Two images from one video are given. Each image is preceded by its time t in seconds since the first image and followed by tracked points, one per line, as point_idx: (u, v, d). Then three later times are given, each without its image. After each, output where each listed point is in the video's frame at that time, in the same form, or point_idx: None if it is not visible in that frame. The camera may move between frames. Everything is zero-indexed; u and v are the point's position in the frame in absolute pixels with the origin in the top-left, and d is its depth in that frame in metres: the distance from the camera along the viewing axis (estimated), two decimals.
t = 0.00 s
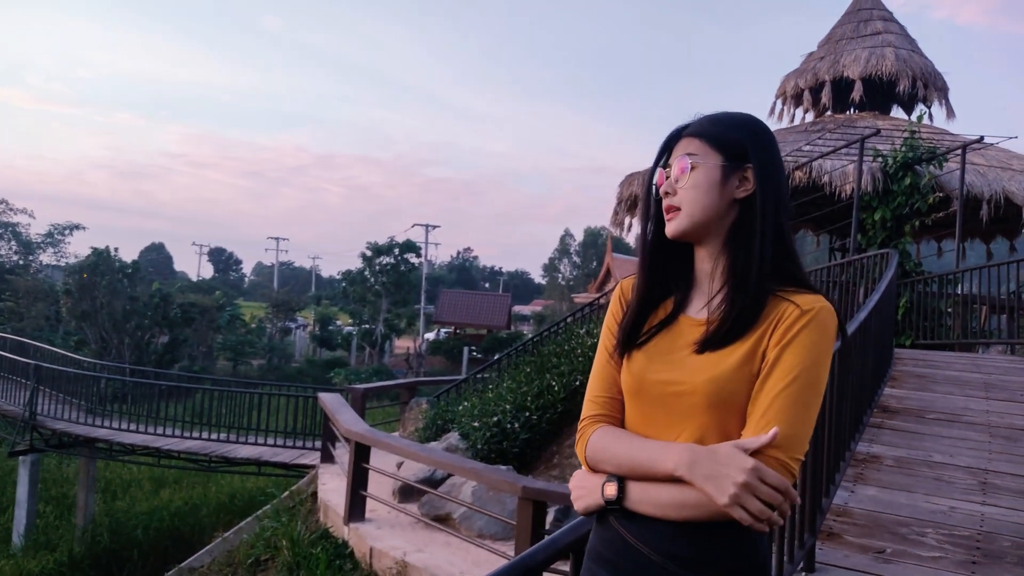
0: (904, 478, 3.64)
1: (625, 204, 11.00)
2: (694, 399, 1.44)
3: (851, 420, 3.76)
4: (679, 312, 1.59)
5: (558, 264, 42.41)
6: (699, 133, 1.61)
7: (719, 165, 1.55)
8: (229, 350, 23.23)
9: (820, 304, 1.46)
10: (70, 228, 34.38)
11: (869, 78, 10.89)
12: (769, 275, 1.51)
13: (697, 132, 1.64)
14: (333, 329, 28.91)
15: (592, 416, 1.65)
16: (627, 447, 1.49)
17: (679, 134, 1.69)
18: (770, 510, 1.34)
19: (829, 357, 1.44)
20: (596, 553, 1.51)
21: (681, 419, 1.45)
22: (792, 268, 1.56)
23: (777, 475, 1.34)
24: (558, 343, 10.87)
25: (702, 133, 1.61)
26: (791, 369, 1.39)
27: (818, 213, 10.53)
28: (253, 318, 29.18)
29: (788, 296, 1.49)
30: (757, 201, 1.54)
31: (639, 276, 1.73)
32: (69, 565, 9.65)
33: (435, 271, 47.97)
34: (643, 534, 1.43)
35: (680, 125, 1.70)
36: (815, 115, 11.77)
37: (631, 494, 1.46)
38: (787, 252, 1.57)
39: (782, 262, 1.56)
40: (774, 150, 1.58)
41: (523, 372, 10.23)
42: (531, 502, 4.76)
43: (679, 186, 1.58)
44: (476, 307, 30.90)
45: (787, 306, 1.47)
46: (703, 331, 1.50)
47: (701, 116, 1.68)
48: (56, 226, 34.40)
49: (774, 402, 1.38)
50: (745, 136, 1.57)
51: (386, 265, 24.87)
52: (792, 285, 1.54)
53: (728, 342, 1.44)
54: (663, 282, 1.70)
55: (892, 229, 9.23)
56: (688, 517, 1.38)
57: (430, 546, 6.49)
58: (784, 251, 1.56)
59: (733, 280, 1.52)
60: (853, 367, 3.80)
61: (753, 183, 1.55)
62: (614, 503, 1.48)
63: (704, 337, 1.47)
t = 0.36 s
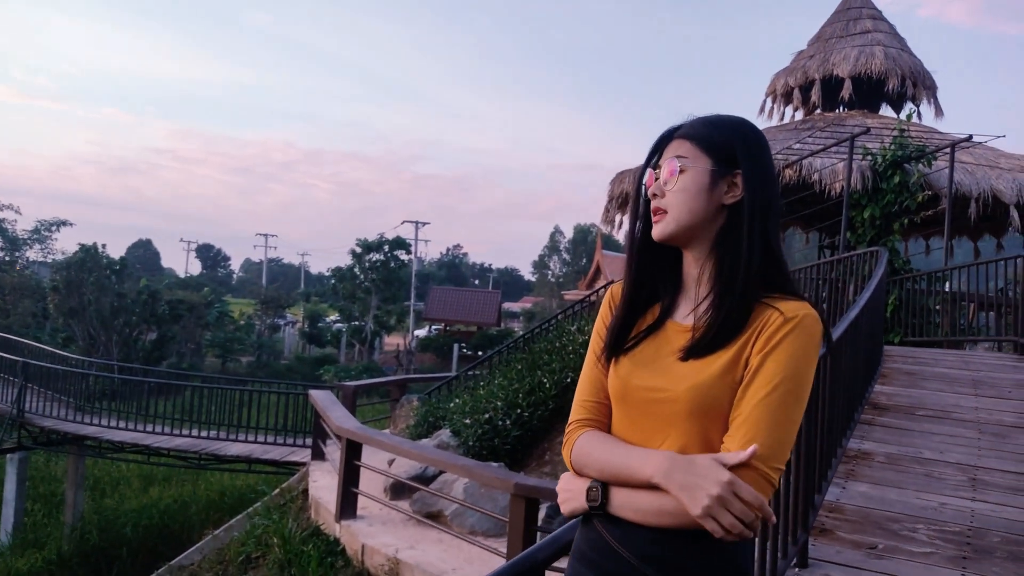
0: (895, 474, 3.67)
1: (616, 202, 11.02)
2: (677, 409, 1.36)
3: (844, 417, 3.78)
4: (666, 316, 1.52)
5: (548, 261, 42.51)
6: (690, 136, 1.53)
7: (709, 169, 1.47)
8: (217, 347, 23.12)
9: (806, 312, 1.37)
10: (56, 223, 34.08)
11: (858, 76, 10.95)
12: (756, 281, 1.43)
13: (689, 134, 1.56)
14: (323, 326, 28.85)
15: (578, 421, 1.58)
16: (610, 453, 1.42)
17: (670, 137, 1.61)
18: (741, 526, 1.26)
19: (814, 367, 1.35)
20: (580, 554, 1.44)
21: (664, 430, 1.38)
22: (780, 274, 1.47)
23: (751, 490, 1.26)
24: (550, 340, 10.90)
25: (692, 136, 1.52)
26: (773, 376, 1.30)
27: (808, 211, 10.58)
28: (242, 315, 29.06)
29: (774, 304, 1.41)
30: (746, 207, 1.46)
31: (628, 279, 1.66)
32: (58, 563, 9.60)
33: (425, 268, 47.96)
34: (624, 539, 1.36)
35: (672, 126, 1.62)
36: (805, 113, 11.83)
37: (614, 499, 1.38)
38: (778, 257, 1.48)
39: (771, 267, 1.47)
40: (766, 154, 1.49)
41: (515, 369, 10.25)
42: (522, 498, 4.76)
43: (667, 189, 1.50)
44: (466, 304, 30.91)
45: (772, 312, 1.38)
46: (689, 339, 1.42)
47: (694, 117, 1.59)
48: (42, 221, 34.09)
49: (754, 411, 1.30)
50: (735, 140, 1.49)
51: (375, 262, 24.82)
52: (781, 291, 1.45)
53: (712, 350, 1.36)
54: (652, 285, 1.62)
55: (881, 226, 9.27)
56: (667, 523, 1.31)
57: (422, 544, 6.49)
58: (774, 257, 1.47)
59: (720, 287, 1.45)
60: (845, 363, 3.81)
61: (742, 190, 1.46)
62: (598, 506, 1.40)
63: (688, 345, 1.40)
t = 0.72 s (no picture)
0: (894, 476, 3.68)
1: (611, 202, 11.01)
2: (689, 419, 1.33)
3: (843, 418, 3.78)
4: (671, 323, 1.49)
5: (541, 262, 42.58)
6: (690, 141, 1.49)
7: (712, 177, 1.44)
8: (209, 347, 23.01)
9: (815, 316, 1.36)
10: (46, 222, 33.89)
11: (852, 78, 10.98)
12: (766, 287, 1.41)
13: (688, 139, 1.52)
14: (315, 326, 28.75)
15: (583, 430, 1.54)
16: (621, 464, 1.39)
17: (668, 140, 1.57)
18: (764, 535, 1.24)
19: (824, 371, 1.34)
20: (591, 563, 1.42)
21: (676, 439, 1.35)
22: (787, 278, 1.45)
23: (772, 500, 1.24)
24: (545, 340, 10.90)
25: (692, 142, 1.48)
26: (788, 383, 1.29)
27: (802, 212, 10.58)
28: (234, 315, 28.94)
29: (782, 308, 1.39)
30: (750, 214, 1.43)
31: (628, 284, 1.61)
32: (49, 565, 9.53)
33: (417, 268, 47.89)
34: (639, 547, 1.35)
35: (667, 132, 1.58)
36: (799, 114, 11.87)
37: (630, 509, 1.36)
38: (783, 262, 1.46)
39: (776, 273, 1.45)
40: (766, 159, 1.47)
41: (510, 369, 10.25)
42: (519, 499, 4.73)
43: (669, 198, 1.46)
44: (460, 304, 30.88)
45: (781, 318, 1.36)
46: (698, 347, 1.39)
47: (691, 120, 1.55)
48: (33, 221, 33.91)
49: (771, 419, 1.28)
50: (736, 145, 1.46)
51: (368, 262, 24.78)
52: (787, 295, 1.43)
53: (724, 359, 1.34)
54: (654, 290, 1.58)
55: (876, 228, 9.26)
56: (686, 533, 1.29)
57: (417, 545, 6.46)
58: (781, 262, 1.45)
59: (728, 294, 1.42)
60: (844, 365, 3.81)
61: (746, 197, 1.44)
62: (612, 517, 1.38)
63: (698, 353, 1.37)
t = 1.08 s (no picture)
0: (884, 474, 3.70)
1: (599, 202, 11.01)
2: (702, 422, 1.32)
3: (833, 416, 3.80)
4: (678, 325, 1.47)
5: (526, 262, 42.65)
6: (688, 145, 1.47)
7: (715, 182, 1.42)
8: (191, 347, 22.78)
9: (823, 313, 1.35)
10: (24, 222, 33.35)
11: (838, 79, 11.05)
12: (771, 287, 1.40)
13: (686, 142, 1.50)
14: (299, 326, 28.57)
15: (593, 437, 1.53)
16: (632, 468, 1.38)
17: (664, 144, 1.55)
18: (784, 534, 1.24)
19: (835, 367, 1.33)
20: (605, 567, 1.42)
21: (689, 442, 1.35)
22: (791, 277, 1.44)
23: (791, 498, 1.24)
24: (532, 340, 10.89)
25: (690, 145, 1.47)
26: (799, 382, 1.28)
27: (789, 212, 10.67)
28: (217, 314, 28.68)
29: (789, 306, 1.38)
30: (753, 215, 1.43)
31: (632, 288, 1.59)
32: (30, 568, 9.42)
33: (402, 267, 47.71)
34: (655, 553, 1.34)
35: (662, 135, 1.56)
36: (784, 115, 11.94)
37: (643, 514, 1.36)
38: (788, 261, 1.45)
39: (782, 271, 1.44)
40: (764, 158, 1.46)
41: (497, 369, 10.24)
42: (509, 499, 4.71)
43: (673, 206, 1.44)
44: (445, 304, 30.79)
45: (789, 316, 1.35)
46: (707, 349, 1.38)
47: (687, 122, 1.54)
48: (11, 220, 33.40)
49: (784, 418, 1.27)
50: (734, 147, 1.44)
51: (353, 261, 24.65)
52: (793, 293, 1.42)
53: (733, 361, 1.33)
54: (659, 292, 1.56)
55: (861, 227, 9.36)
56: (703, 536, 1.29)
57: (405, 545, 6.43)
58: (785, 260, 1.44)
59: (735, 296, 1.41)
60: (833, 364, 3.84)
61: (748, 199, 1.43)
62: (625, 521, 1.37)
63: (706, 356, 1.36)
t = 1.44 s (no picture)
0: (851, 472, 3.76)
1: (567, 203, 11.03)
2: (707, 424, 1.32)
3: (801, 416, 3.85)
4: (676, 328, 1.46)
5: (492, 262, 42.62)
6: (688, 150, 1.47)
7: (718, 188, 1.43)
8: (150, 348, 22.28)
9: (823, 314, 1.36)
10: None
11: (802, 84, 11.22)
12: (772, 289, 1.40)
13: (683, 147, 1.50)
14: (262, 327, 28.13)
15: (588, 442, 1.51)
16: (634, 471, 1.38)
17: (660, 148, 1.54)
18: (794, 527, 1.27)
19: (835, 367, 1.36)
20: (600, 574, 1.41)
21: (693, 444, 1.35)
22: (788, 279, 1.45)
23: (805, 483, 1.27)
24: (500, 340, 10.87)
25: (691, 150, 1.47)
26: (803, 383, 1.30)
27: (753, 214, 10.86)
28: (177, 315, 28.12)
29: (789, 308, 1.39)
30: (754, 219, 1.44)
31: (626, 289, 1.57)
32: None
33: (366, 267, 47.32)
34: (658, 556, 1.34)
35: (659, 139, 1.55)
36: (749, 118, 12.10)
37: (646, 518, 1.36)
38: (785, 263, 1.47)
39: (779, 273, 1.46)
40: (760, 163, 1.48)
41: (465, 369, 10.22)
42: (479, 500, 4.68)
43: (676, 211, 1.44)
44: (411, 305, 30.62)
45: (790, 318, 1.36)
46: (707, 352, 1.37)
47: (684, 126, 1.53)
48: None
49: (791, 419, 1.29)
50: (735, 152, 1.45)
51: (317, 261, 24.41)
52: (790, 294, 1.44)
53: (737, 364, 1.33)
54: (655, 293, 1.53)
55: (823, 230, 9.62)
56: (710, 539, 1.29)
57: (373, 548, 6.36)
58: (783, 262, 1.46)
59: (735, 298, 1.41)
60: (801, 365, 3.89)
61: (749, 203, 1.44)
62: (627, 527, 1.37)
63: (708, 359, 1.35)
